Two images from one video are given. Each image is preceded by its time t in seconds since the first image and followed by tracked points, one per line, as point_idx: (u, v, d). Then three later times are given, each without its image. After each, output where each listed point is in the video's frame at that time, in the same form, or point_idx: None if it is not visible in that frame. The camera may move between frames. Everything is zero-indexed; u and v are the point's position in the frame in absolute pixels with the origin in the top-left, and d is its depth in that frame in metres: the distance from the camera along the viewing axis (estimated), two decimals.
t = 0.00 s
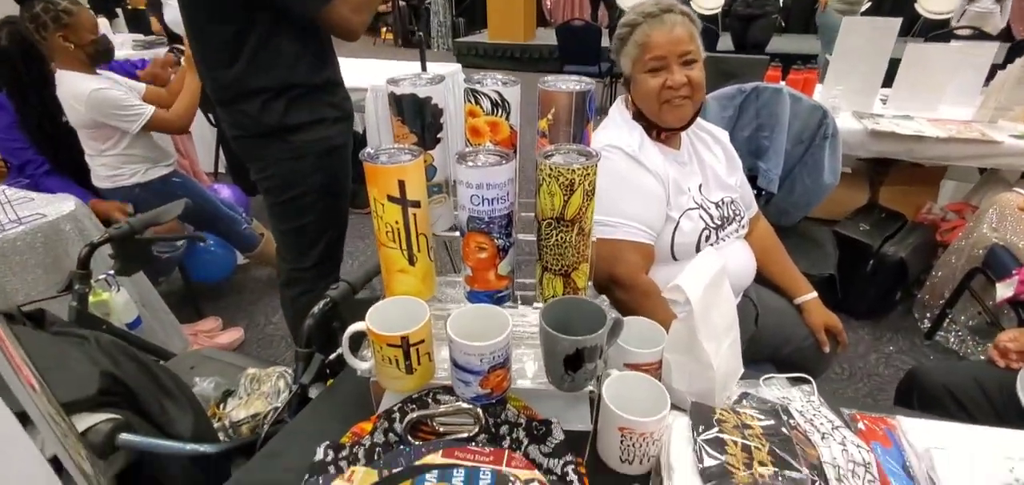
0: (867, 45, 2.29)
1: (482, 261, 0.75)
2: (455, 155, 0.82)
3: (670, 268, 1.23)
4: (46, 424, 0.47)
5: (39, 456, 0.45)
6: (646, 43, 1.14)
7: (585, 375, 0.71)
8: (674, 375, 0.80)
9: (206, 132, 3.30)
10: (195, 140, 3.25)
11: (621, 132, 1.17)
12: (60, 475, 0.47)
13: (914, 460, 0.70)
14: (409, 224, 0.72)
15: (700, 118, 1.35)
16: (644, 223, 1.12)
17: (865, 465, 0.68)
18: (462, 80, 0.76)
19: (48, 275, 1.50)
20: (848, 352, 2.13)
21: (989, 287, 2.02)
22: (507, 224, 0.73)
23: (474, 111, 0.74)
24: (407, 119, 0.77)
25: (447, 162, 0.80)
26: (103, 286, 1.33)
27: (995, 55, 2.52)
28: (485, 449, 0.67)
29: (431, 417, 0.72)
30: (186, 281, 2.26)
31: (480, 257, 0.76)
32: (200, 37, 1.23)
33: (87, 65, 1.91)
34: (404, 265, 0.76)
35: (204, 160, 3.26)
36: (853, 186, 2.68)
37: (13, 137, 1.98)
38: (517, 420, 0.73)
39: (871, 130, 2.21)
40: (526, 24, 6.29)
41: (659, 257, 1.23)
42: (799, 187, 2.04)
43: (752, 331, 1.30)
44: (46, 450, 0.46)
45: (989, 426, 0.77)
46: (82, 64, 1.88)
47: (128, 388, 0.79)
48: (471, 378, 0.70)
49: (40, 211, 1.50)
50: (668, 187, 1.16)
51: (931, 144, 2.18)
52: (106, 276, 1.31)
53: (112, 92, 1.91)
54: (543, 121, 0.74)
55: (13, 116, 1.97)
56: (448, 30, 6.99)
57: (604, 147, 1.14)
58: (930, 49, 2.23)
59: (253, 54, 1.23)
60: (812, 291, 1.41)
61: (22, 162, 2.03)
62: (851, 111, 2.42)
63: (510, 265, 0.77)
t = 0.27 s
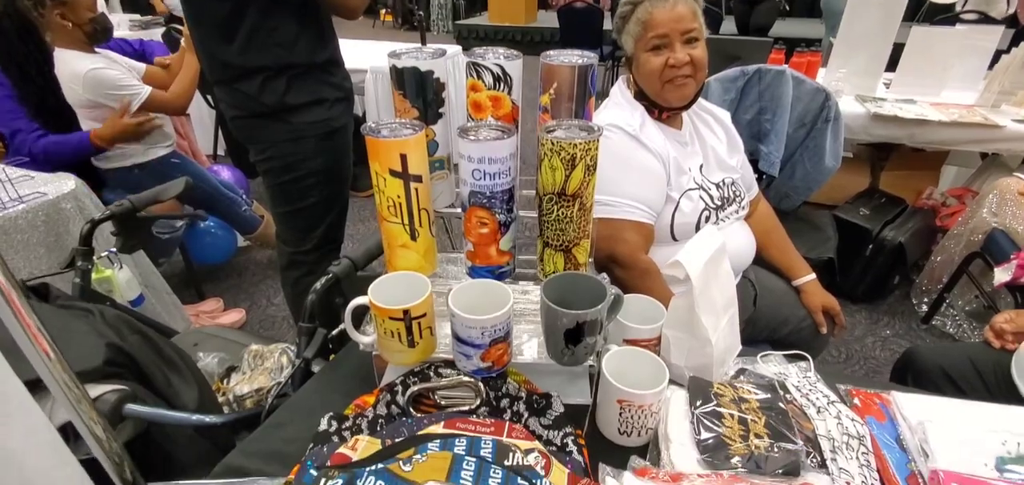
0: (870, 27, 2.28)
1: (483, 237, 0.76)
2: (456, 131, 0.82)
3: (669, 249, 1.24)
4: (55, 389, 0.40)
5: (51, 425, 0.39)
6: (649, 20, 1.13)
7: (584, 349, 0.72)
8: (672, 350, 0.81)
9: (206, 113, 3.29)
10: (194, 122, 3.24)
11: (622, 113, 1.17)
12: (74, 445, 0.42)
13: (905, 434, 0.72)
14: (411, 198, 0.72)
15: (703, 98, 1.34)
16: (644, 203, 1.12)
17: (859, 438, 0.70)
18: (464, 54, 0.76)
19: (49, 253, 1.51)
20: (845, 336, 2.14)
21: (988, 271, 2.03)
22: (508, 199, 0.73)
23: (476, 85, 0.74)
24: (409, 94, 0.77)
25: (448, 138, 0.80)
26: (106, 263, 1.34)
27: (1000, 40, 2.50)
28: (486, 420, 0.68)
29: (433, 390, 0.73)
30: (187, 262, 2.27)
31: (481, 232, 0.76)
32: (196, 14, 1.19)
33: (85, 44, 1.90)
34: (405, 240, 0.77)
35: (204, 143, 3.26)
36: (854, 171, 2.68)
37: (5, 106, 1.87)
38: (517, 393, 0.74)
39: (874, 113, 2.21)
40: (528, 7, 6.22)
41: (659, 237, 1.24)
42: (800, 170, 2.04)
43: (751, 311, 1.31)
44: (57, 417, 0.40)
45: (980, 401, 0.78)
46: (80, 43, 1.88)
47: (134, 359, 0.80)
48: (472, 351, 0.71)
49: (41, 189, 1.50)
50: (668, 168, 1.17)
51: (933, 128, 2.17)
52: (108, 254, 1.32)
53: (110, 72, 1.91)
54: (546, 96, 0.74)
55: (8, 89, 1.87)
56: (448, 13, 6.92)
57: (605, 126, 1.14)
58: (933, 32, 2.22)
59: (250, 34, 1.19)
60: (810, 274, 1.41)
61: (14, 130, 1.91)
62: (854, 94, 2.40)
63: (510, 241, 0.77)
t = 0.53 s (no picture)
0: (871, 24, 2.27)
1: (484, 236, 0.76)
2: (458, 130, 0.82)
3: (669, 247, 1.24)
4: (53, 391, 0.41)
5: (56, 423, 0.40)
6: (652, 18, 1.13)
7: (585, 348, 0.72)
8: (673, 349, 0.81)
9: (205, 109, 3.28)
10: (194, 117, 3.24)
11: (624, 111, 1.17)
12: (75, 442, 0.42)
13: (903, 433, 0.72)
14: (413, 197, 0.72)
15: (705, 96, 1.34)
16: (646, 201, 1.12)
17: (859, 437, 0.70)
18: (467, 53, 0.76)
19: (50, 250, 1.51)
20: (845, 333, 2.15)
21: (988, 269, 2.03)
22: (510, 198, 0.73)
23: (478, 84, 0.74)
24: (412, 93, 0.77)
25: (450, 137, 0.80)
26: (106, 260, 1.34)
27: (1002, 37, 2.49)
28: (488, 418, 0.68)
29: (435, 389, 0.73)
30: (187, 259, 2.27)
31: (483, 231, 0.76)
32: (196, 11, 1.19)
33: (85, 38, 1.91)
34: (407, 239, 0.77)
35: (203, 138, 3.25)
36: (854, 168, 2.67)
37: (4, 100, 1.83)
38: (518, 391, 0.74)
39: (874, 110, 2.20)
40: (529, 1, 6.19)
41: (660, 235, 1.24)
42: (800, 166, 2.04)
43: (751, 309, 1.32)
44: (61, 415, 0.41)
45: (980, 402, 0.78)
46: (80, 37, 1.89)
47: (135, 357, 0.80)
48: (474, 350, 0.71)
49: (41, 186, 1.50)
50: (669, 166, 1.17)
51: (934, 125, 2.17)
52: (109, 251, 1.32)
53: (109, 66, 1.92)
54: (548, 96, 0.74)
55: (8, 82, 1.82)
56: (449, 7, 6.89)
57: (607, 124, 1.14)
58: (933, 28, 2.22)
59: (252, 32, 1.19)
60: (810, 271, 1.41)
61: (14, 124, 1.86)
62: (855, 91, 2.40)
63: (512, 240, 0.77)
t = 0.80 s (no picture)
0: (874, 23, 2.27)
1: (487, 236, 0.76)
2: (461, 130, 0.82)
3: (671, 246, 1.24)
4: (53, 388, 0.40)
5: (58, 423, 0.39)
6: (656, 16, 1.12)
7: (588, 349, 0.72)
8: (676, 350, 0.81)
9: (206, 106, 3.28)
10: (195, 115, 3.23)
11: (626, 111, 1.17)
12: (79, 441, 0.41)
13: (905, 434, 0.72)
14: (416, 197, 0.72)
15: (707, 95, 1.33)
16: (648, 201, 1.12)
17: (861, 438, 0.70)
18: (469, 53, 0.76)
19: (51, 248, 1.51)
20: (846, 332, 2.15)
21: (989, 269, 2.03)
22: (513, 198, 0.73)
23: (481, 84, 0.74)
24: (414, 94, 0.77)
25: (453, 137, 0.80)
26: (108, 259, 1.34)
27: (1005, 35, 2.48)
28: (490, 419, 0.68)
29: (437, 389, 0.73)
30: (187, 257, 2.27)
31: (486, 232, 0.76)
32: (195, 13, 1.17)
33: (89, 36, 1.89)
34: (410, 239, 0.77)
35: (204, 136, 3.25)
36: (856, 167, 2.67)
37: (5, 99, 1.86)
38: (521, 392, 0.74)
39: (876, 109, 2.20)
40: None
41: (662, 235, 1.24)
42: (801, 165, 2.04)
43: (752, 308, 1.31)
44: (61, 415, 0.41)
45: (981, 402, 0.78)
46: (83, 35, 1.87)
47: (138, 357, 0.81)
48: (476, 351, 0.71)
49: (42, 184, 1.50)
50: (672, 166, 1.17)
51: (936, 125, 2.17)
52: (111, 249, 1.32)
53: (110, 65, 1.91)
54: (551, 95, 0.74)
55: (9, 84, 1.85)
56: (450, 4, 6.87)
57: (609, 124, 1.14)
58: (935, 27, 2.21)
59: (252, 34, 1.18)
60: (811, 271, 1.41)
61: (16, 125, 1.89)
62: (857, 90, 2.40)
63: (514, 240, 0.77)
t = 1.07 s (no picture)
0: (877, 19, 2.26)
1: (490, 228, 0.76)
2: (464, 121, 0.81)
3: (674, 241, 1.23)
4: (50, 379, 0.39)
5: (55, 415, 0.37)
6: (661, 8, 1.12)
7: (591, 342, 0.72)
8: (679, 343, 0.80)
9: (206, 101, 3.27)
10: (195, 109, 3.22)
11: (629, 105, 1.16)
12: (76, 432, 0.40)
13: (909, 429, 0.72)
14: (418, 189, 0.71)
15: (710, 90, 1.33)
16: (652, 194, 1.12)
17: (866, 433, 0.69)
18: (472, 42, 0.75)
19: (51, 241, 1.51)
20: (847, 329, 2.14)
21: (991, 266, 2.02)
22: (516, 190, 0.73)
23: (484, 75, 0.74)
24: (417, 84, 0.76)
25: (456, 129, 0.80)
26: (107, 252, 1.33)
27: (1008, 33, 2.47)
28: (492, 412, 0.68)
29: (438, 382, 0.73)
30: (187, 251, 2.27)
31: (489, 224, 0.76)
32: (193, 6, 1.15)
33: (94, 29, 1.87)
34: (412, 231, 0.76)
35: (204, 130, 3.24)
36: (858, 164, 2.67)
37: (10, 91, 1.86)
38: (523, 386, 0.73)
39: (879, 106, 2.19)
40: None
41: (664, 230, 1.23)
42: (804, 161, 2.03)
43: (754, 304, 1.31)
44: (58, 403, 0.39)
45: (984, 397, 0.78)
46: (88, 27, 1.85)
47: (137, 348, 0.80)
48: (479, 344, 0.71)
49: (41, 177, 1.50)
50: (675, 160, 1.16)
51: (938, 122, 2.16)
52: (110, 242, 1.31)
53: (114, 57, 1.89)
54: (555, 86, 0.73)
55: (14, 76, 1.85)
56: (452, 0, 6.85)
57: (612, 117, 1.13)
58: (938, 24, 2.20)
59: (250, 28, 1.16)
60: (813, 267, 1.41)
61: (18, 118, 1.89)
62: (860, 87, 2.39)
63: (517, 233, 0.77)
